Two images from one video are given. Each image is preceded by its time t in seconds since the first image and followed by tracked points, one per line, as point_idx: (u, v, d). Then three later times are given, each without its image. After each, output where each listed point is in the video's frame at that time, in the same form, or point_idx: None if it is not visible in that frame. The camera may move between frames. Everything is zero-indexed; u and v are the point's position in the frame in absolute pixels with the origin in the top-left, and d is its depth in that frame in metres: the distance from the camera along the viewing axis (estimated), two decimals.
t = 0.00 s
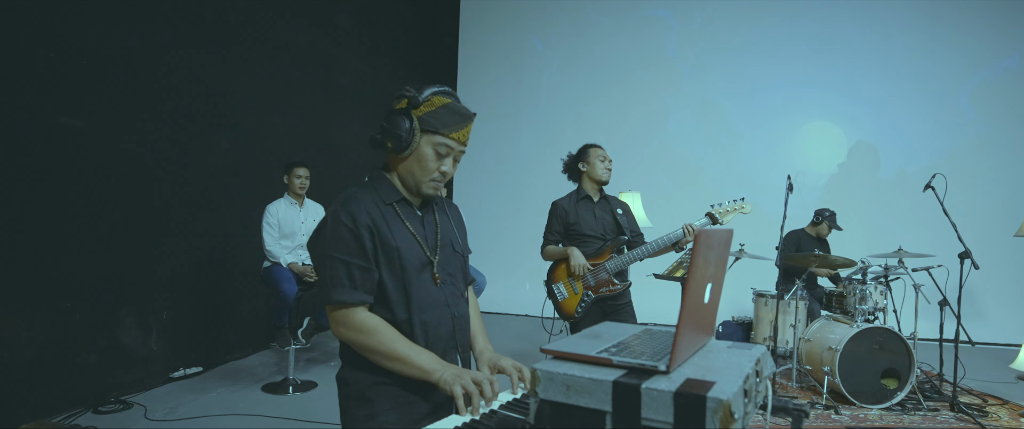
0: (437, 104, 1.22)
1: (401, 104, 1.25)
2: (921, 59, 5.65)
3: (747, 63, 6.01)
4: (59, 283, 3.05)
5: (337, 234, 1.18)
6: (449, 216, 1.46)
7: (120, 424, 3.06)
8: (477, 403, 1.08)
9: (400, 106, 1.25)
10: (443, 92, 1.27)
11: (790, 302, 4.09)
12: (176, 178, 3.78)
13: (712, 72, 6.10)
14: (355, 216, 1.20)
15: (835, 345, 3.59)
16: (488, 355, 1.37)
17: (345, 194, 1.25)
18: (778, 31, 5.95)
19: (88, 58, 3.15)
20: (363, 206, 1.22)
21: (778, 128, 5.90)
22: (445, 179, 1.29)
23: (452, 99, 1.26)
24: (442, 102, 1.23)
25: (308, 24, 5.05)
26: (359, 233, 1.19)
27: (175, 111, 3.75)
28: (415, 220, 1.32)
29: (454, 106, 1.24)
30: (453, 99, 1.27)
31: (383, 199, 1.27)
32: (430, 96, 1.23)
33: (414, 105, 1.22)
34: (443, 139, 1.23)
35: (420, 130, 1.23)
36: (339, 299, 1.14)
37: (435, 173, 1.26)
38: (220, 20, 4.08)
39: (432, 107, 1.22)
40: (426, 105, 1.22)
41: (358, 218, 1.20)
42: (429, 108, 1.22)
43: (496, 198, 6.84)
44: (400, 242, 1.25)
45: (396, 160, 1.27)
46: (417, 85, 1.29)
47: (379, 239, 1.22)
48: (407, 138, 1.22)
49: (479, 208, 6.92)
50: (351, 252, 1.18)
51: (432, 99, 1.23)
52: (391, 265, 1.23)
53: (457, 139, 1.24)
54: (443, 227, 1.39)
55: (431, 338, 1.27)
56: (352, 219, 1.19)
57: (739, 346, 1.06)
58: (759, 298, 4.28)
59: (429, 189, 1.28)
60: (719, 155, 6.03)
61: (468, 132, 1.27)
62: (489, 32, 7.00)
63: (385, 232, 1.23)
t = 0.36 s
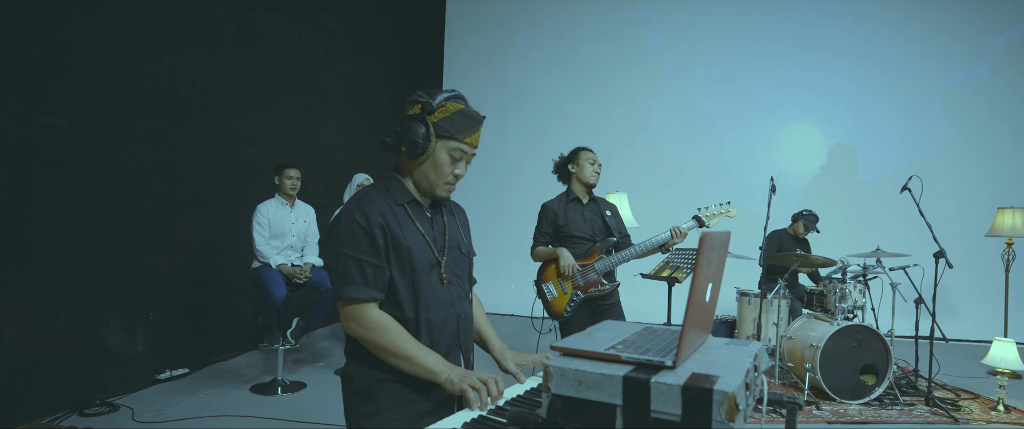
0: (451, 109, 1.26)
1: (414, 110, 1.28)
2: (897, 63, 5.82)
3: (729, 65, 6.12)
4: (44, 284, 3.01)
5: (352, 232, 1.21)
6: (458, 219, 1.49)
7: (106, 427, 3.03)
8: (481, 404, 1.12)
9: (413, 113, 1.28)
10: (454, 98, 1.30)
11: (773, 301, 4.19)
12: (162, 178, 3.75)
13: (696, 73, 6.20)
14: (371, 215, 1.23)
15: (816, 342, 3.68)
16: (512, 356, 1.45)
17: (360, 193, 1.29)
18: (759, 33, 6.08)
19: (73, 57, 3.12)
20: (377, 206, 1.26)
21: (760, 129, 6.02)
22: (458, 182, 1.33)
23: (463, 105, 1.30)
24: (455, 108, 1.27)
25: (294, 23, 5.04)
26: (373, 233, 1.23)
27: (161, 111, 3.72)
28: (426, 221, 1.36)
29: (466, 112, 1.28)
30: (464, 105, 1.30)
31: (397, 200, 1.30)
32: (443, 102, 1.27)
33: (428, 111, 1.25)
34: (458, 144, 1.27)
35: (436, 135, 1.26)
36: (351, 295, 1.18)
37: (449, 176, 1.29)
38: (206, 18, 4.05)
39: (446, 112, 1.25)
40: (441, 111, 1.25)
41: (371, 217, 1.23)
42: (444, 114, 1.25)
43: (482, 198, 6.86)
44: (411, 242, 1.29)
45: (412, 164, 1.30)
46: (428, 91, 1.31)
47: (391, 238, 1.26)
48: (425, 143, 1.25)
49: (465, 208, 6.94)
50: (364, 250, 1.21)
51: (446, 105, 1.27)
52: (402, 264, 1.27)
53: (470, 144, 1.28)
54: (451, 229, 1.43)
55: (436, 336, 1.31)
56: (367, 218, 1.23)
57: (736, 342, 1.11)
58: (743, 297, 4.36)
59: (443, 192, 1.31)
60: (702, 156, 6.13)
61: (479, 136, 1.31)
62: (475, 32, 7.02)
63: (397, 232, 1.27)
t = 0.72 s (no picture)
0: (420, 93, 1.36)
1: (393, 116, 1.38)
2: (873, 65, 5.98)
3: (711, 66, 6.23)
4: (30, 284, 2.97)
5: (360, 225, 1.25)
6: (462, 219, 1.53)
7: None
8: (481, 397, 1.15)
9: (394, 117, 1.37)
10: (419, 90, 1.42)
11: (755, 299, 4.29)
12: (146, 177, 3.71)
13: (679, 74, 6.29)
14: (379, 209, 1.28)
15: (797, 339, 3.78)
16: (505, 358, 1.44)
17: (370, 188, 1.33)
18: (741, 35, 6.19)
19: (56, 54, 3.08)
20: (386, 200, 1.30)
21: (742, 129, 6.13)
22: (465, 149, 1.37)
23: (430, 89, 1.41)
24: (423, 91, 1.37)
25: (279, 20, 5.01)
26: (381, 226, 1.27)
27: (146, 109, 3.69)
28: (432, 218, 1.40)
29: (434, 89, 1.38)
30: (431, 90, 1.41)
31: (405, 196, 1.35)
32: (411, 94, 1.38)
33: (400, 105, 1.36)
34: (441, 112, 1.35)
35: (419, 117, 1.34)
36: (357, 288, 1.21)
37: (454, 144, 1.35)
38: (191, 16, 4.02)
39: (416, 97, 1.36)
40: (412, 99, 1.36)
41: (379, 211, 1.27)
42: (415, 100, 1.35)
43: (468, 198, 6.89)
44: (416, 237, 1.33)
45: (418, 155, 1.35)
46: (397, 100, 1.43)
47: (397, 232, 1.30)
48: (415, 125, 1.32)
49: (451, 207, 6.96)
50: (371, 243, 1.25)
51: (414, 94, 1.38)
52: (406, 259, 1.30)
53: (451, 109, 1.36)
54: (455, 227, 1.47)
55: (437, 332, 1.34)
56: (375, 212, 1.27)
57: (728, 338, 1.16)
58: (726, 295, 4.45)
59: (456, 164, 1.35)
60: (686, 156, 6.23)
61: (457, 103, 1.39)
62: (461, 32, 7.04)
63: (404, 227, 1.31)
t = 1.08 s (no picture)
0: (408, 101, 1.33)
1: (378, 116, 1.36)
2: (847, 68, 6.12)
3: (691, 67, 6.32)
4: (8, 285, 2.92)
5: (351, 222, 1.27)
6: (447, 217, 1.56)
7: None
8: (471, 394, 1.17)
9: (378, 118, 1.36)
10: (410, 93, 1.37)
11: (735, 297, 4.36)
12: (125, 177, 3.66)
13: (660, 75, 6.38)
14: (368, 205, 1.30)
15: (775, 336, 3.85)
16: (494, 355, 1.46)
17: (357, 186, 1.34)
18: (720, 36, 6.29)
19: (33, 51, 3.03)
20: (374, 198, 1.32)
21: (721, 130, 6.23)
22: (440, 165, 1.38)
23: (421, 95, 1.37)
24: (412, 98, 1.33)
25: (260, 18, 4.97)
26: (371, 223, 1.29)
27: (125, 108, 3.63)
28: (419, 215, 1.42)
29: (424, 98, 1.34)
30: (422, 95, 1.37)
31: (392, 193, 1.37)
32: (400, 98, 1.34)
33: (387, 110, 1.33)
34: (425, 128, 1.32)
35: (401, 127, 1.33)
36: (349, 281, 1.23)
37: (429, 161, 1.35)
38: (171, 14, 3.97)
39: (404, 105, 1.32)
40: (399, 106, 1.33)
41: (369, 207, 1.29)
42: (402, 108, 1.32)
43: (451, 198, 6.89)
44: (405, 234, 1.35)
45: (393, 161, 1.37)
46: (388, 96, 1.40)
47: (387, 229, 1.32)
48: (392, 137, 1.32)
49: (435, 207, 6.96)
50: (363, 239, 1.27)
51: (402, 99, 1.34)
52: (396, 255, 1.33)
53: (435, 125, 1.34)
54: (442, 224, 1.49)
55: (429, 328, 1.36)
56: (365, 208, 1.29)
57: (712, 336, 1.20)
58: (706, 294, 4.53)
59: (427, 178, 1.37)
60: (666, 157, 6.31)
61: (444, 117, 1.36)
62: (443, 31, 7.04)
63: (393, 224, 1.33)
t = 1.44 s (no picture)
0: (417, 116, 1.33)
1: (384, 118, 1.35)
2: (824, 69, 6.25)
3: (673, 67, 6.41)
4: None
5: (334, 226, 1.30)
6: (427, 222, 1.58)
7: None
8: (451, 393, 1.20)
9: (383, 120, 1.35)
10: (420, 106, 1.37)
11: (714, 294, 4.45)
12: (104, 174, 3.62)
13: (642, 74, 6.45)
14: (351, 210, 1.32)
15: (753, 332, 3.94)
16: (470, 351, 1.50)
17: (340, 190, 1.37)
18: (700, 37, 6.38)
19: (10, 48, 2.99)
20: (357, 202, 1.34)
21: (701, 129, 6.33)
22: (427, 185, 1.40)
23: (429, 112, 1.38)
24: (421, 115, 1.34)
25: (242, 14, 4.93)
26: (354, 228, 1.31)
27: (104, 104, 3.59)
28: (400, 219, 1.45)
29: (432, 118, 1.35)
30: (430, 111, 1.38)
31: (375, 197, 1.39)
32: (410, 110, 1.34)
33: (396, 118, 1.32)
34: (425, 149, 1.34)
35: (403, 140, 1.33)
36: (335, 281, 1.25)
37: (418, 179, 1.37)
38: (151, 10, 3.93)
39: (412, 119, 1.32)
40: (407, 117, 1.32)
41: (352, 212, 1.32)
42: (410, 121, 1.32)
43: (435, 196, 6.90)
44: (388, 237, 1.37)
45: (382, 168, 1.37)
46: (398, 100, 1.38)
47: (370, 233, 1.34)
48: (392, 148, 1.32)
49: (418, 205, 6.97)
50: (347, 243, 1.30)
51: (413, 112, 1.33)
52: (379, 258, 1.35)
53: (436, 148, 1.35)
54: (423, 229, 1.52)
55: (413, 325, 1.39)
56: (347, 213, 1.31)
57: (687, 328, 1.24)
58: (686, 291, 4.60)
59: (413, 193, 1.39)
60: (648, 155, 6.39)
61: (446, 140, 1.38)
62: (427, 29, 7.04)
63: (376, 228, 1.35)
